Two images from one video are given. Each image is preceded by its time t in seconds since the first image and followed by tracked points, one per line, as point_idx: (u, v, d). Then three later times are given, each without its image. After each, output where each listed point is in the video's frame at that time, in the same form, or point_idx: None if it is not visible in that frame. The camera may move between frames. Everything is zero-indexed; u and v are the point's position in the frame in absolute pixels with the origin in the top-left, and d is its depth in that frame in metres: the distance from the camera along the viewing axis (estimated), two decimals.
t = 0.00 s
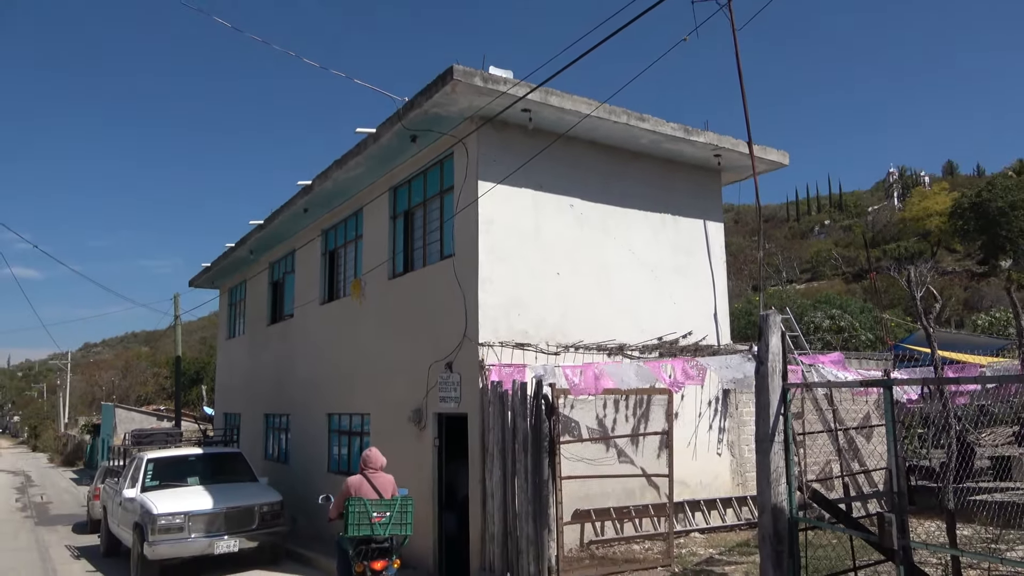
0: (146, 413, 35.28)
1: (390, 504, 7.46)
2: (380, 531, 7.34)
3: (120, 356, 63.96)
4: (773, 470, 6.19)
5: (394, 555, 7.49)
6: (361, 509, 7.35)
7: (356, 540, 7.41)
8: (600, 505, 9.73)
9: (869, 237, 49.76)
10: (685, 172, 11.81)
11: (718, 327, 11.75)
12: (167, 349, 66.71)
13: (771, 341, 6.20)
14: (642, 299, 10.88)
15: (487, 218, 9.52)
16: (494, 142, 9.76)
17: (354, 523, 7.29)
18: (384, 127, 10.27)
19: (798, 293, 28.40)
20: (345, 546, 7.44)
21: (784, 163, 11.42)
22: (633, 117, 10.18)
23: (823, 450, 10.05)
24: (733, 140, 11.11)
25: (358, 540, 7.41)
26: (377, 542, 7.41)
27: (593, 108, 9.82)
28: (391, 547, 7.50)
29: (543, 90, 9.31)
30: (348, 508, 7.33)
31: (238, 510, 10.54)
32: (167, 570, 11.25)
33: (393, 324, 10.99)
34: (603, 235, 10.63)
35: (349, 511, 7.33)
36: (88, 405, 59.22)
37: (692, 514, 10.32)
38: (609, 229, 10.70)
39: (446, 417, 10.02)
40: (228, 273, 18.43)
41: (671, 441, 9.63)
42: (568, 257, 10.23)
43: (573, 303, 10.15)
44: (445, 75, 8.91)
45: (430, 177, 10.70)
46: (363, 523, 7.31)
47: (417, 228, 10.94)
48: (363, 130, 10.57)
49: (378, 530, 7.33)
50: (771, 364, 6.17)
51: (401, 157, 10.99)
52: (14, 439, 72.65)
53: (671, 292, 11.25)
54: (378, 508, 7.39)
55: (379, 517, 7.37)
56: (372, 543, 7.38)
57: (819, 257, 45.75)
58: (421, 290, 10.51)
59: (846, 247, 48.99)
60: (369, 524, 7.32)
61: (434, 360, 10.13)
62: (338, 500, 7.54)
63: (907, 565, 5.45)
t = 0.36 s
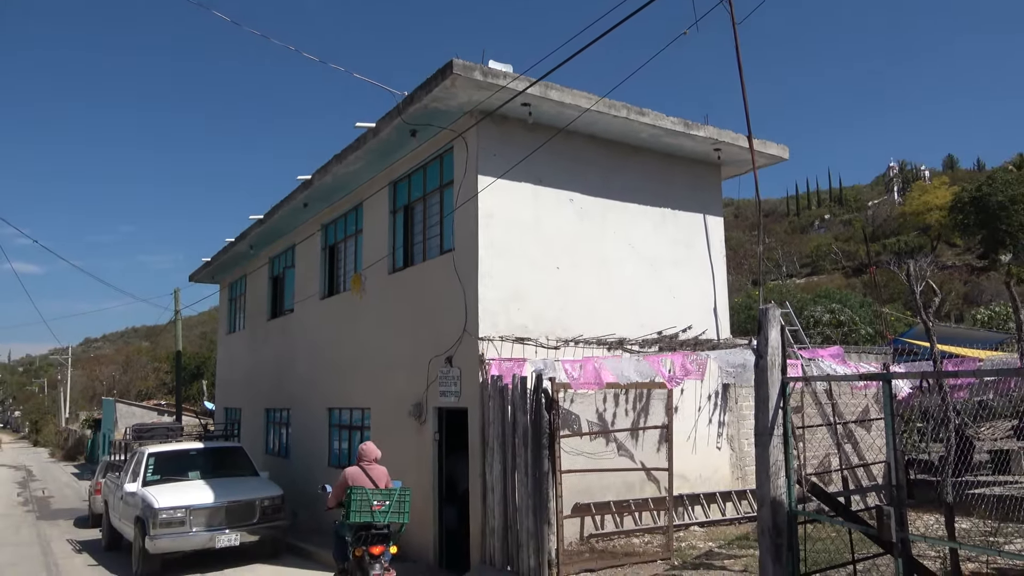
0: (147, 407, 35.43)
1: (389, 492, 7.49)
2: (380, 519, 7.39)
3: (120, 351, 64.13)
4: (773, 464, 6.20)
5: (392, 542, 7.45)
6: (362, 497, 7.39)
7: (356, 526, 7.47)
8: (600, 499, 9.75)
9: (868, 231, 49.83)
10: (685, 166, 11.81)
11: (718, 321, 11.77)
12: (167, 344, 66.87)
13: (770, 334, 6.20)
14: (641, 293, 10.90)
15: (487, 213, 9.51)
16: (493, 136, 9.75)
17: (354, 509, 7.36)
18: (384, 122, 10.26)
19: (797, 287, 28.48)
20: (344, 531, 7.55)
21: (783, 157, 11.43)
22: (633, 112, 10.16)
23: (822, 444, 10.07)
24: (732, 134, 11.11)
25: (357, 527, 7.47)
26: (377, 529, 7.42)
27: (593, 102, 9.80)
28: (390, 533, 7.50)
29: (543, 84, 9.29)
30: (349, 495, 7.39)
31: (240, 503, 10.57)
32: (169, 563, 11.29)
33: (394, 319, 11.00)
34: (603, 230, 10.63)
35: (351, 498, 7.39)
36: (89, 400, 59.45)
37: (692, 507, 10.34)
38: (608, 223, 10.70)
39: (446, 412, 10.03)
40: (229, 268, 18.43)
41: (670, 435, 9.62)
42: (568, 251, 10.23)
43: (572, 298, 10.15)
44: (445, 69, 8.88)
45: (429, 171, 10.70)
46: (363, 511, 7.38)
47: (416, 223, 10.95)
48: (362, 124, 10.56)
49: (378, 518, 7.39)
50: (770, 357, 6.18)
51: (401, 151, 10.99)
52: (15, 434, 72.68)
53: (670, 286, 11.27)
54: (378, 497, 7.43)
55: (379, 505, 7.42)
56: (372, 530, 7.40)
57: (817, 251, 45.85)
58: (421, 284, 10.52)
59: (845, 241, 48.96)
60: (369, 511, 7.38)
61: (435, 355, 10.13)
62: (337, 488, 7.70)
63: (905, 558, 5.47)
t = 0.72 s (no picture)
0: (152, 407, 35.56)
1: (393, 491, 7.54)
2: (383, 516, 7.42)
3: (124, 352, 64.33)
4: (775, 465, 6.20)
5: (393, 539, 7.48)
6: (367, 495, 7.42)
7: (359, 523, 7.50)
8: (602, 501, 9.76)
9: (871, 233, 49.81)
10: (689, 167, 11.83)
11: (721, 322, 11.79)
12: (171, 345, 67.09)
13: (772, 335, 6.21)
14: (644, 294, 10.91)
15: (489, 214, 9.52)
16: (496, 138, 9.77)
17: (359, 507, 7.37)
18: (387, 123, 10.29)
19: (800, 289, 28.51)
20: (347, 527, 7.60)
21: (786, 158, 11.45)
22: (636, 113, 10.18)
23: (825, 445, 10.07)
24: (735, 135, 11.13)
25: (360, 523, 7.49)
26: (379, 525, 7.45)
27: (596, 104, 9.82)
28: (392, 531, 7.56)
29: (546, 86, 9.30)
30: (354, 492, 7.42)
31: (243, 504, 10.58)
32: (172, 564, 11.31)
33: (397, 320, 11.01)
34: (605, 231, 10.64)
35: (356, 495, 7.41)
36: (93, 401, 59.57)
37: (694, 509, 10.34)
38: (611, 225, 10.71)
39: (449, 413, 10.04)
40: (232, 270, 18.48)
41: (672, 436, 9.63)
42: (572, 252, 10.24)
43: (575, 298, 10.16)
44: (448, 70, 8.90)
45: (432, 172, 10.74)
46: (367, 508, 7.39)
47: (419, 224, 10.97)
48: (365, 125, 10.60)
49: (382, 515, 7.42)
50: (773, 357, 6.19)
51: (404, 153, 11.02)
52: (19, 434, 72.94)
53: (673, 287, 11.28)
54: (382, 495, 7.47)
55: (383, 503, 7.45)
56: (374, 527, 7.43)
57: (821, 253, 45.85)
58: (424, 286, 10.53)
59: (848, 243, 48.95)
60: (373, 509, 7.40)
61: (437, 356, 10.14)
62: (344, 484, 7.69)
63: (908, 559, 5.45)
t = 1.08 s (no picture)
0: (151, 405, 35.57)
1: (396, 487, 7.54)
2: (386, 511, 7.43)
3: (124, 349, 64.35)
4: (774, 461, 6.19)
5: (394, 535, 7.49)
6: (371, 489, 7.40)
7: (361, 517, 7.49)
8: (601, 498, 9.76)
9: (870, 231, 49.85)
10: (689, 164, 11.82)
11: (720, 319, 11.78)
12: (170, 342, 67.09)
13: (772, 332, 6.20)
14: (644, 291, 10.90)
15: (489, 210, 9.50)
16: (496, 134, 9.75)
17: (362, 501, 7.36)
18: (387, 119, 10.28)
19: (799, 288, 28.53)
20: (350, 519, 7.58)
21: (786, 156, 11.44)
22: (636, 110, 10.16)
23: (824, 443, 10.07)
24: (735, 132, 11.12)
25: (363, 517, 7.50)
26: (381, 520, 7.47)
27: (595, 100, 9.80)
28: (393, 527, 7.57)
29: (546, 82, 9.28)
30: (359, 485, 7.39)
31: (242, 501, 10.58)
32: (171, 560, 11.32)
33: (397, 317, 11.00)
34: (605, 228, 10.63)
35: (360, 489, 7.38)
36: (92, 398, 59.57)
37: (693, 506, 10.35)
38: (611, 222, 10.70)
39: (448, 410, 10.03)
40: (231, 266, 18.48)
41: (670, 433, 9.62)
42: (571, 249, 10.23)
43: (575, 295, 10.15)
44: (447, 67, 8.88)
45: (432, 169, 10.72)
46: (370, 502, 7.38)
47: (419, 221, 10.96)
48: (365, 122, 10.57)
49: (384, 510, 7.43)
50: (772, 355, 6.18)
51: (404, 149, 11.00)
52: (18, 431, 72.94)
53: (673, 285, 11.27)
54: (386, 490, 7.46)
55: (386, 498, 7.45)
56: (376, 522, 7.45)
57: (820, 251, 45.88)
58: (424, 282, 10.52)
59: (847, 241, 48.99)
60: (376, 504, 7.39)
61: (437, 353, 10.13)
62: (349, 473, 7.71)
63: (907, 556, 5.43)
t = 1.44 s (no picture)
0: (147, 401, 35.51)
1: (393, 482, 7.53)
2: (382, 507, 7.42)
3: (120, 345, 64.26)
4: (770, 457, 6.21)
5: (392, 530, 7.50)
6: (368, 485, 7.41)
7: (359, 513, 7.55)
8: (598, 493, 9.77)
9: (867, 229, 49.96)
10: (686, 160, 11.84)
11: (717, 315, 11.81)
12: (165, 338, 67.02)
13: (768, 328, 6.21)
14: (641, 288, 10.92)
15: (486, 207, 9.50)
16: (493, 131, 9.74)
17: (359, 496, 7.37)
18: (384, 115, 10.27)
19: (795, 285, 28.58)
20: (347, 514, 7.62)
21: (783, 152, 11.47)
22: (633, 106, 10.17)
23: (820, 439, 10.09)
24: (732, 129, 11.14)
25: (360, 512, 7.53)
26: (378, 516, 7.48)
27: (593, 96, 9.80)
28: (390, 522, 7.57)
29: (543, 78, 9.27)
30: (356, 481, 7.41)
31: (239, 496, 10.60)
32: (168, 555, 11.31)
33: (394, 312, 11.00)
34: (602, 224, 10.64)
35: (357, 484, 7.40)
36: (88, 393, 59.55)
37: (689, 501, 10.37)
38: (608, 218, 10.71)
39: (445, 405, 10.04)
40: (227, 262, 18.46)
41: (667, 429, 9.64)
42: (568, 245, 10.24)
43: (572, 291, 10.16)
44: (445, 63, 8.87)
45: (429, 164, 10.71)
46: (367, 498, 7.39)
47: (416, 217, 10.95)
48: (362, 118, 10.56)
49: (381, 506, 7.42)
50: (769, 351, 6.19)
51: (401, 145, 10.99)
52: (14, 427, 72.93)
53: (670, 281, 11.29)
54: (383, 486, 7.46)
55: (383, 494, 7.44)
56: (373, 517, 7.47)
57: (816, 249, 45.95)
58: (421, 278, 10.52)
59: (844, 239, 49.06)
60: (373, 499, 7.39)
61: (434, 348, 10.13)
62: (346, 467, 7.75)
63: (901, 551, 5.46)
